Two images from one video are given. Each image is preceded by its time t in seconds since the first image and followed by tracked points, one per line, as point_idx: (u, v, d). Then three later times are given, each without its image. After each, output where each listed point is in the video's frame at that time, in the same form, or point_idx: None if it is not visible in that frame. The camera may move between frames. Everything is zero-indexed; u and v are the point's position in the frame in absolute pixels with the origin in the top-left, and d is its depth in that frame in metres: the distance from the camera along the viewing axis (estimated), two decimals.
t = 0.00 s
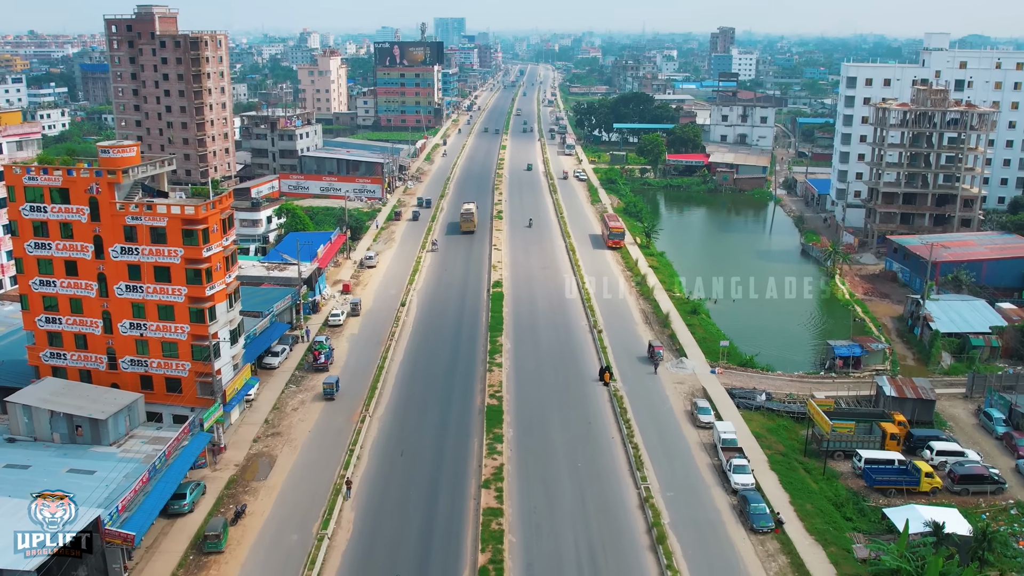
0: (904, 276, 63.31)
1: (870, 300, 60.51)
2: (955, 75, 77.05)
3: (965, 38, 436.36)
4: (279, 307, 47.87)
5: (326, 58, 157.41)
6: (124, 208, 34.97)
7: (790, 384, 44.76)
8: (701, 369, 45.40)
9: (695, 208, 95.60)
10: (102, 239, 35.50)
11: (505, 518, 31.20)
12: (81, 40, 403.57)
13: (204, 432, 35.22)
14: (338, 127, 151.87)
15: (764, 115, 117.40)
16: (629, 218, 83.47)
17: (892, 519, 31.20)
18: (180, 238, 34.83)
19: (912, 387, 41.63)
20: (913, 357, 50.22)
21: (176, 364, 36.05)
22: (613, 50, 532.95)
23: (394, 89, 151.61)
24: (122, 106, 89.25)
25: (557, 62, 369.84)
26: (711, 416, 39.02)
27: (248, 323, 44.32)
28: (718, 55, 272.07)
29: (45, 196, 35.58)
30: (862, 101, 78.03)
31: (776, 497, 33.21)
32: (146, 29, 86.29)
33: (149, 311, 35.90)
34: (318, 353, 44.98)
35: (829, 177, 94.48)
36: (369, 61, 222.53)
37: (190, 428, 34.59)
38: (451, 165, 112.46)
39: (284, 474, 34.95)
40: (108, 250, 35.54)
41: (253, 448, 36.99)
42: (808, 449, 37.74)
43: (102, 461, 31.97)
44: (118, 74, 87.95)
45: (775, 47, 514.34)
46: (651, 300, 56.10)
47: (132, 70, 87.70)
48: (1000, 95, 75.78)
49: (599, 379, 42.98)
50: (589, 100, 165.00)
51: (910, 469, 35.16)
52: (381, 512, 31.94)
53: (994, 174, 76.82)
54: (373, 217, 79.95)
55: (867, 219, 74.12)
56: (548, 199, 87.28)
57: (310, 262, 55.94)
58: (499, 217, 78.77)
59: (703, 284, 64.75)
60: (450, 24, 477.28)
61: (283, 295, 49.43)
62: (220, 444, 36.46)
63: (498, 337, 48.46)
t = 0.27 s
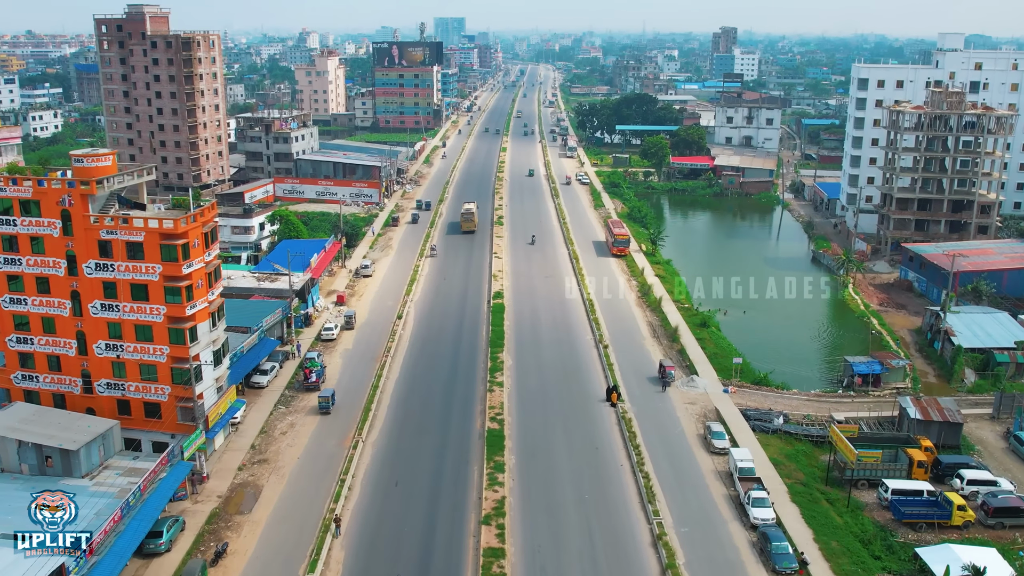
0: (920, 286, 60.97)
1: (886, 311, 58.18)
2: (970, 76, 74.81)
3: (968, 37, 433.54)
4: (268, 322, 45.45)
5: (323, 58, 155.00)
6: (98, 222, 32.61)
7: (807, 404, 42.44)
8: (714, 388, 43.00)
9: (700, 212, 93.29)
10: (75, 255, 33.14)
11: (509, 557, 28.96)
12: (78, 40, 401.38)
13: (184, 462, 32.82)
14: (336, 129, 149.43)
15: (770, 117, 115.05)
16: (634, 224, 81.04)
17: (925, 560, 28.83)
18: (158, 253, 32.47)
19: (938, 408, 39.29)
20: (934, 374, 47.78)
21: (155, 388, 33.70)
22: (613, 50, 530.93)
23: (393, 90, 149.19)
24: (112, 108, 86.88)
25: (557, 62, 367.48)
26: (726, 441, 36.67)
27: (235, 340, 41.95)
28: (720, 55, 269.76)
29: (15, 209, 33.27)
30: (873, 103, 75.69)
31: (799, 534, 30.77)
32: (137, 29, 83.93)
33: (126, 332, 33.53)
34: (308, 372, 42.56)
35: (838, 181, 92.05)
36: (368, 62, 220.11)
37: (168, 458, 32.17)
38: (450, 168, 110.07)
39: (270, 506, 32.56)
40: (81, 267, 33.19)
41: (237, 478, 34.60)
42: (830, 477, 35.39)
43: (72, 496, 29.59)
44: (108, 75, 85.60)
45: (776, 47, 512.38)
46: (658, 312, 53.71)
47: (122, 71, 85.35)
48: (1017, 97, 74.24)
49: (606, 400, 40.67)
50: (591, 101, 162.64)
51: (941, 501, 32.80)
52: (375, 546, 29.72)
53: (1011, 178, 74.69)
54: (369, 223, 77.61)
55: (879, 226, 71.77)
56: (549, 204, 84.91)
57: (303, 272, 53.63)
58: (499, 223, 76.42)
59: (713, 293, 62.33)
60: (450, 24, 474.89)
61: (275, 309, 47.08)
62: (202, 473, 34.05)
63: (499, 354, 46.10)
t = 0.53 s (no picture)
0: (940, 298, 58.33)
1: (905, 325, 55.56)
2: (989, 78, 72.33)
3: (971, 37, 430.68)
4: (255, 340, 42.79)
5: (321, 58, 152.23)
6: (65, 239, 29.93)
7: (829, 429, 39.83)
8: (730, 413, 40.28)
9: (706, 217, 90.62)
10: (41, 273, 30.48)
11: None
12: (75, 40, 398.53)
13: (159, 500, 30.04)
14: (334, 130, 146.71)
15: (777, 119, 112.41)
16: (639, 230, 78.45)
17: None
18: (130, 273, 29.81)
19: (971, 435, 36.68)
20: (961, 395, 45.13)
21: (128, 419, 31.10)
22: (613, 49, 528.78)
23: (391, 91, 146.45)
24: (101, 110, 84.24)
25: (558, 62, 364.77)
26: (746, 473, 34.02)
27: (219, 361, 39.28)
28: (722, 55, 267.18)
29: None
30: (887, 106, 73.14)
31: None
32: (126, 29, 81.27)
33: (96, 357, 30.90)
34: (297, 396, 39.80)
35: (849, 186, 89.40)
36: (366, 62, 217.39)
37: (141, 496, 29.41)
38: (449, 171, 107.39)
39: (252, 548, 29.88)
40: (47, 287, 30.52)
41: (218, 515, 31.91)
42: (858, 513, 32.74)
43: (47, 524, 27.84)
44: (97, 77, 82.96)
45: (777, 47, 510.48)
46: (667, 327, 51.02)
47: (111, 72, 82.71)
48: None
49: (615, 426, 38.09)
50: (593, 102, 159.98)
51: (981, 542, 30.13)
52: None
53: None
54: (365, 230, 74.97)
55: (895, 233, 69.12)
56: (551, 210, 82.35)
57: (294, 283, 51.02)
58: (500, 230, 73.80)
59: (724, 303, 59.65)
60: (450, 24, 472.12)
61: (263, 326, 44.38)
62: (179, 511, 31.38)
63: (501, 374, 43.42)
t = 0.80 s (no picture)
0: (959, 309, 56.03)
1: (923, 338, 53.28)
2: (1005, 80, 70.16)
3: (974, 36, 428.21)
4: (242, 359, 40.44)
5: (318, 59, 149.80)
6: (29, 257, 27.53)
7: (850, 453, 37.58)
8: (746, 437, 37.91)
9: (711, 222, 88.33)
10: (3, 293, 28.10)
11: None
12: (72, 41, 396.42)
13: (131, 541, 27.59)
14: (331, 132, 144.31)
15: (783, 121, 110.10)
16: (644, 237, 76.12)
17: None
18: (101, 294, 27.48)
19: (1004, 462, 34.40)
20: (987, 416, 42.83)
21: (100, 451, 28.77)
22: (613, 49, 527.28)
23: (390, 92, 144.07)
24: (90, 113, 81.90)
25: (558, 62, 362.54)
26: (765, 506, 31.67)
27: (202, 382, 36.96)
28: (723, 56, 265.06)
29: None
30: (901, 108, 70.86)
31: None
32: (116, 29, 78.93)
33: (64, 384, 28.56)
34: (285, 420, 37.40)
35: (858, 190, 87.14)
36: (365, 62, 215.09)
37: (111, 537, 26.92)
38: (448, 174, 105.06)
39: None
40: (11, 308, 28.14)
41: (197, 554, 29.43)
42: (887, 549, 30.47)
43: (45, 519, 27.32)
44: (86, 78, 80.62)
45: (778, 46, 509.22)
46: (676, 341, 48.71)
47: (100, 74, 80.41)
48: None
49: (624, 452, 35.80)
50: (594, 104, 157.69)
51: None
52: None
53: None
54: (362, 236, 72.67)
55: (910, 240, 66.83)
56: (554, 216, 80.03)
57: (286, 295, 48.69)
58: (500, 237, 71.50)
59: (734, 314, 57.30)
60: (449, 24, 469.93)
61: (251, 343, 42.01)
62: (155, 550, 28.95)
63: (502, 394, 41.08)
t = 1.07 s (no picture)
0: (980, 322, 53.67)
1: (943, 352, 50.93)
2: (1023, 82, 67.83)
3: (977, 37, 425.86)
4: (227, 380, 38.08)
5: (315, 60, 147.35)
6: None
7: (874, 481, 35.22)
8: (764, 465, 35.53)
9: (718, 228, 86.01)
10: None
11: None
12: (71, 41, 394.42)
13: None
14: (329, 134, 141.90)
15: (790, 123, 107.72)
16: (649, 243, 73.76)
17: None
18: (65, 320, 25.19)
19: None
20: (1016, 438, 40.49)
21: (67, 489, 26.48)
22: (614, 49, 524.98)
23: (388, 93, 141.57)
24: (79, 115, 79.58)
25: (558, 62, 360.18)
26: (787, 544, 29.34)
27: (184, 407, 34.63)
28: (726, 56, 262.74)
29: None
30: (915, 111, 68.52)
31: None
32: (104, 30, 76.61)
33: (28, 417, 26.27)
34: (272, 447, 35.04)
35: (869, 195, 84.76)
36: (364, 63, 212.73)
37: None
38: (447, 177, 102.71)
39: None
40: None
41: None
42: None
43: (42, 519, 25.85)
44: (74, 80, 78.34)
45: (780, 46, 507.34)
46: (687, 357, 46.39)
47: (89, 75, 78.11)
48: None
49: (634, 483, 33.48)
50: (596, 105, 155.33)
51: None
52: None
53: None
54: (358, 243, 70.36)
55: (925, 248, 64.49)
56: (556, 222, 77.77)
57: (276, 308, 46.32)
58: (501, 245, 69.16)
59: (744, 325, 55.00)
60: (449, 24, 467.66)
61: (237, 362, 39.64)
62: None
63: (503, 418, 38.72)
